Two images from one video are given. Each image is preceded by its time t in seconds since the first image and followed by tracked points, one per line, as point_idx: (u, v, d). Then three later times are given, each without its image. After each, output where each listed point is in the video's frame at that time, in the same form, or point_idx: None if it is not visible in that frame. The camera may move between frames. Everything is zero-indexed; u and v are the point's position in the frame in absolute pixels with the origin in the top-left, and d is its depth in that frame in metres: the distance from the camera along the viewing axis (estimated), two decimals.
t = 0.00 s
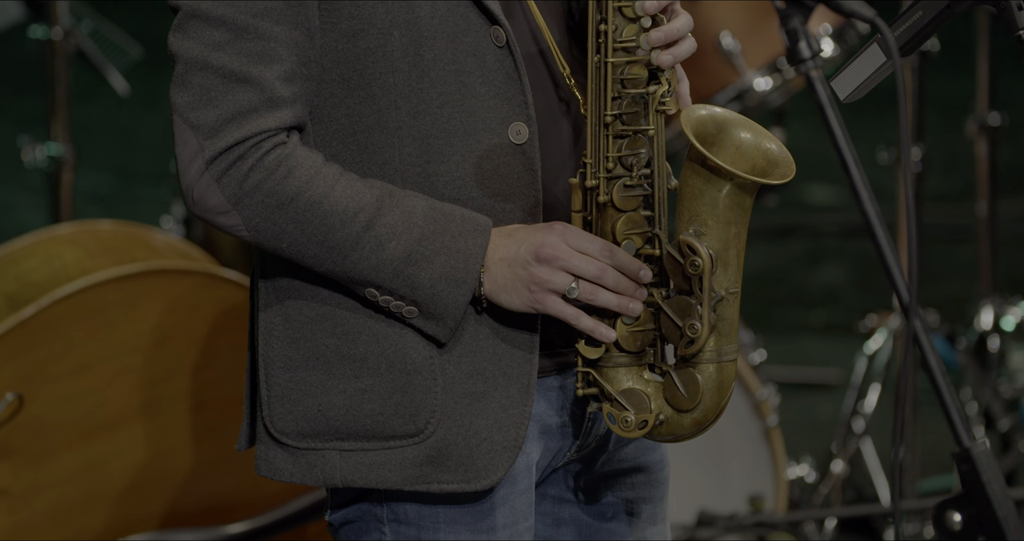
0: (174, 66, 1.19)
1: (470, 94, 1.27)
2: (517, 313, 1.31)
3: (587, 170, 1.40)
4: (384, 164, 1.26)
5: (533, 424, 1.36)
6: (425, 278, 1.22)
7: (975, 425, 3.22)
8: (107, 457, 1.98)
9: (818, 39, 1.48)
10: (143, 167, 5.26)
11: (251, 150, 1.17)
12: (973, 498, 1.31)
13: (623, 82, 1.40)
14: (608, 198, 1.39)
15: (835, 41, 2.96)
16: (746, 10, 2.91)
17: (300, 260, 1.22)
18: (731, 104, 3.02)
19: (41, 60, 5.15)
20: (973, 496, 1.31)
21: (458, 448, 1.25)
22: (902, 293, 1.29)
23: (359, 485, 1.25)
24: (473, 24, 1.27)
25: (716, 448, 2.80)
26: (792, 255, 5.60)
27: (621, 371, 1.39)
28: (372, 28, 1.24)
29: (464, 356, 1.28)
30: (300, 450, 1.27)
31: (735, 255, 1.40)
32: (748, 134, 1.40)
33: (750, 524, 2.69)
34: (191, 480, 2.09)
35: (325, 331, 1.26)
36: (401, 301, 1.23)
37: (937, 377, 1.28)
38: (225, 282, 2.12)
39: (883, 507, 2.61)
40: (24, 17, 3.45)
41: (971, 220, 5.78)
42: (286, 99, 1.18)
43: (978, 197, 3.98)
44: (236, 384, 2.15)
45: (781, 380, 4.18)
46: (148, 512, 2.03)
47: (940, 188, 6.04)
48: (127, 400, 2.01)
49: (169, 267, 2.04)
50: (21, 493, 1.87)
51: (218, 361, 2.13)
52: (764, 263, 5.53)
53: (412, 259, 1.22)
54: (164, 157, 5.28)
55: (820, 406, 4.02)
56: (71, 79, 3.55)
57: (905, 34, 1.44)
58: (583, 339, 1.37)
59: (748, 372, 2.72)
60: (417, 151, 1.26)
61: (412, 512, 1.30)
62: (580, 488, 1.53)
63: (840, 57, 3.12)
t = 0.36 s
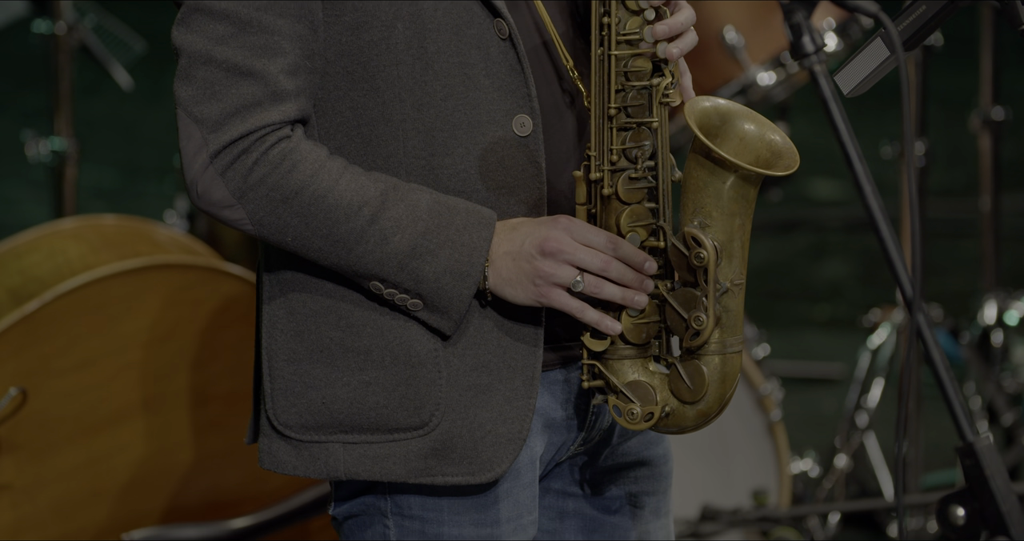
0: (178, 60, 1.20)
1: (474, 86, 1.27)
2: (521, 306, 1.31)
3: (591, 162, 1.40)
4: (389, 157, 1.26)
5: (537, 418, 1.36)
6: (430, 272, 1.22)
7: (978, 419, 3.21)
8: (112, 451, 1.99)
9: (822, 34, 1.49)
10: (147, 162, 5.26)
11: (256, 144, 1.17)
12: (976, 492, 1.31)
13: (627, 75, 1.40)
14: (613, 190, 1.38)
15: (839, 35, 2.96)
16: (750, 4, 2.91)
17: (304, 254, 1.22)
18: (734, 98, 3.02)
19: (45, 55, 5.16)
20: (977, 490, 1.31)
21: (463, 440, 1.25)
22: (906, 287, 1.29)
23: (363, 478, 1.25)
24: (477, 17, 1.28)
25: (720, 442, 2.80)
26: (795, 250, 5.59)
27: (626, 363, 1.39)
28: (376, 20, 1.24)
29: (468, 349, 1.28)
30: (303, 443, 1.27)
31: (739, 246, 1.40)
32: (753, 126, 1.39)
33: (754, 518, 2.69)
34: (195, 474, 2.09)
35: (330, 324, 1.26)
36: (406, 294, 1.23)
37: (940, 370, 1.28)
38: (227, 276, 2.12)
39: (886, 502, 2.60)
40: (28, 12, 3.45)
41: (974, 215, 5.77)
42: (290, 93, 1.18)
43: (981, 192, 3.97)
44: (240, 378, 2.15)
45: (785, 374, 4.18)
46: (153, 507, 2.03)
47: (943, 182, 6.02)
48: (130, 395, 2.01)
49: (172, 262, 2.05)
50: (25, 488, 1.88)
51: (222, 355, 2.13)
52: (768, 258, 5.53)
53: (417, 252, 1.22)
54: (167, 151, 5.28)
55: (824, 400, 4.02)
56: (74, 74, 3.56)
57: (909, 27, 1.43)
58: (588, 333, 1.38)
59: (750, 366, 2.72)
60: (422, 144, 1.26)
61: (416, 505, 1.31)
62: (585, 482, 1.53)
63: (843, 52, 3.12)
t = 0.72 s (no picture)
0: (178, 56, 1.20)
1: (476, 82, 1.26)
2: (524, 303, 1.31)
3: (593, 158, 1.40)
4: (390, 153, 1.26)
5: (538, 416, 1.36)
6: (432, 267, 1.22)
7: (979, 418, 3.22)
8: (113, 450, 1.98)
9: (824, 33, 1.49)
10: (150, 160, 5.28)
11: (256, 140, 1.17)
12: (977, 490, 1.31)
13: (628, 70, 1.39)
14: (614, 186, 1.38)
15: (841, 34, 2.96)
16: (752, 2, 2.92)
17: (305, 250, 1.22)
18: (735, 96, 3.01)
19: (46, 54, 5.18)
20: (978, 488, 1.31)
21: (465, 436, 1.25)
22: (907, 285, 1.29)
23: (364, 475, 1.25)
24: (478, 12, 1.27)
25: (720, 439, 2.80)
26: (797, 248, 5.58)
27: (629, 358, 1.38)
28: (377, 16, 1.24)
29: (470, 345, 1.28)
30: (303, 439, 1.26)
31: (741, 242, 1.40)
32: (753, 121, 1.39)
33: (756, 517, 2.66)
34: (197, 473, 2.09)
35: (332, 320, 1.26)
36: (407, 290, 1.23)
37: (942, 368, 1.28)
38: (229, 274, 2.12)
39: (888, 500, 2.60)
40: (30, 10, 3.46)
41: (976, 213, 5.76)
42: (291, 89, 1.18)
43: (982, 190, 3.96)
44: (242, 377, 2.14)
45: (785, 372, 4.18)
46: (154, 505, 2.03)
47: (944, 180, 6.01)
48: (132, 393, 2.01)
49: (174, 260, 2.05)
50: (27, 486, 1.88)
51: (224, 354, 2.13)
52: (769, 257, 5.52)
53: (418, 248, 1.22)
54: (168, 149, 5.29)
55: (825, 398, 4.02)
56: (75, 72, 3.56)
57: (911, 25, 1.43)
58: (590, 329, 1.38)
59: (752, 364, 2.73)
60: (423, 139, 1.26)
61: (417, 503, 1.31)
62: (587, 480, 1.53)
63: (845, 50, 3.11)
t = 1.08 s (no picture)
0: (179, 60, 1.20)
1: (477, 78, 1.27)
2: (532, 297, 1.31)
3: (594, 149, 1.40)
4: (394, 151, 1.26)
5: (547, 420, 1.36)
6: (438, 263, 1.22)
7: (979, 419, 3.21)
8: (113, 451, 1.98)
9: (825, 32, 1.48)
10: (150, 160, 5.29)
11: (257, 141, 1.17)
12: (977, 491, 1.31)
13: (625, 59, 1.40)
14: (618, 175, 1.40)
15: (841, 35, 2.96)
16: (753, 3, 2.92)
17: (311, 250, 1.22)
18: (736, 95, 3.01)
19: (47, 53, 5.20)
20: (978, 489, 1.31)
21: (476, 435, 1.25)
22: (908, 288, 1.29)
23: (377, 477, 1.25)
24: (478, 9, 1.27)
25: (721, 438, 2.81)
26: (797, 249, 5.58)
27: (639, 348, 1.40)
28: (376, 15, 1.24)
29: (479, 343, 1.28)
30: (315, 444, 1.27)
31: (746, 227, 1.41)
32: (753, 106, 1.39)
33: (756, 517, 2.67)
34: (197, 474, 2.08)
35: (339, 322, 1.26)
36: (414, 288, 1.23)
37: (942, 370, 1.28)
38: (230, 275, 2.13)
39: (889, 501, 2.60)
40: (29, 11, 3.46)
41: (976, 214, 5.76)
42: (292, 89, 1.18)
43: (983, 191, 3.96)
44: (242, 378, 2.15)
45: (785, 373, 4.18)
46: (154, 507, 2.03)
47: (944, 181, 6.01)
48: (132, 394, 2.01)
49: (174, 261, 2.06)
50: (27, 487, 1.87)
51: (223, 355, 2.13)
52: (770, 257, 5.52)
53: (424, 244, 1.22)
54: (168, 149, 5.29)
55: (826, 399, 4.02)
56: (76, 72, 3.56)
57: (911, 26, 1.43)
58: (599, 319, 1.38)
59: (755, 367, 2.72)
60: (426, 137, 1.26)
61: (424, 508, 1.31)
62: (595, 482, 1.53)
63: (845, 50, 3.11)
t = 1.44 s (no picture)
0: (180, 67, 1.21)
1: (478, 69, 1.27)
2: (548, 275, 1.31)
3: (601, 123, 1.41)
4: (400, 146, 1.26)
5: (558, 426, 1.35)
6: (454, 247, 1.22)
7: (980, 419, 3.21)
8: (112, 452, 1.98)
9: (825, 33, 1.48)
10: (151, 162, 5.28)
11: (264, 139, 1.17)
12: (978, 492, 1.31)
13: (625, 30, 1.40)
14: (626, 148, 1.39)
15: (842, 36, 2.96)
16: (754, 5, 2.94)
17: (326, 246, 1.21)
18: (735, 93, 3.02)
19: (48, 54, 5.19)
20: (978, 490, 1.30)
21: (501, 427, 1.26)
22: (908, 288, 1.29)
23: (403, 476, 1.25)
24: None
25: (721, 441, 2.80)
26: (797, 250, 5.57)
27: (663, 320, 1.40)
28: (372, 10, 1.24)
29: (498, 334, 1.28)
30: (339, 448, 1.26)
31: (759, 188, 1.41)
32: (754, 68, 1.38)
33: (757, 519, 2.68)
34: (198, 476, 2.08)
35: (357, 322, 1.25)
36: (431, 277, 1.23)
37: (943, 372, 1.27)
38: (230, 276, 2.13)
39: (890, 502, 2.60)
40: (29, 12, 3.45)
41: (976, 215, 5.76)
42: (296, 87, 1.18)
43: (983, 193, 3.96)
44: (243, 379, 2.15)
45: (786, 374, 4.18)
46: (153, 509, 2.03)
47: (945, 183, 6.02)
48: (132, 396, 2.01)
49: (174, 262, 2.06)
50: (27, 489, 1.87)
51: (224, 357, 2.13)
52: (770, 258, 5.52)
53: (437, 229, 1.22)
54: (168, 150, 5.28)
55: (826, 400, 4.02)
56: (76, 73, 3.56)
57: (912, 28, 1.43)
58: (620, 295, 1.39)
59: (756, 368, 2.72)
60: (430, 130, 1.26)
61: (430, 516, 1.31)
62: (603, 488, 1.52)
63: (846, 50, 3.11)
